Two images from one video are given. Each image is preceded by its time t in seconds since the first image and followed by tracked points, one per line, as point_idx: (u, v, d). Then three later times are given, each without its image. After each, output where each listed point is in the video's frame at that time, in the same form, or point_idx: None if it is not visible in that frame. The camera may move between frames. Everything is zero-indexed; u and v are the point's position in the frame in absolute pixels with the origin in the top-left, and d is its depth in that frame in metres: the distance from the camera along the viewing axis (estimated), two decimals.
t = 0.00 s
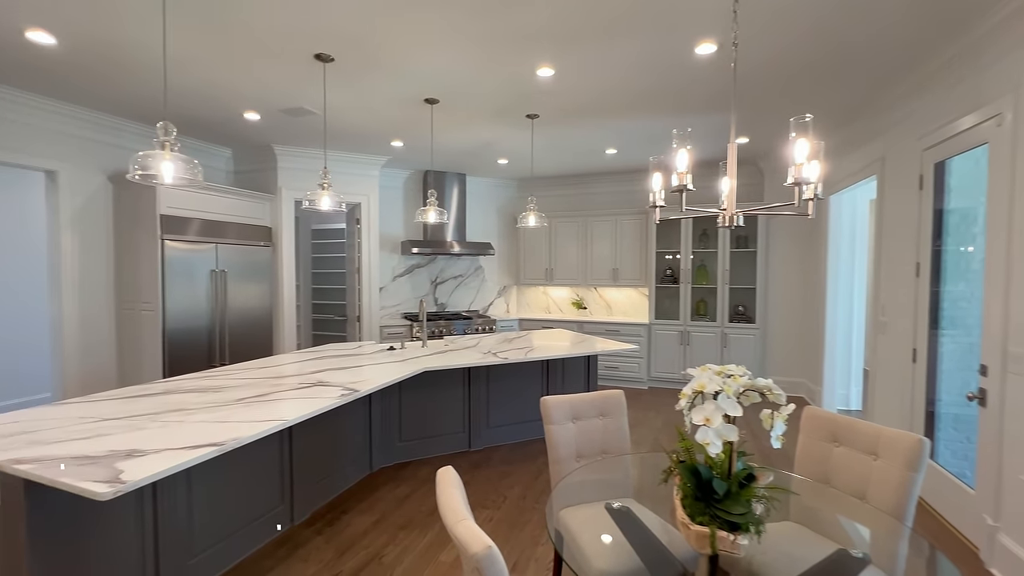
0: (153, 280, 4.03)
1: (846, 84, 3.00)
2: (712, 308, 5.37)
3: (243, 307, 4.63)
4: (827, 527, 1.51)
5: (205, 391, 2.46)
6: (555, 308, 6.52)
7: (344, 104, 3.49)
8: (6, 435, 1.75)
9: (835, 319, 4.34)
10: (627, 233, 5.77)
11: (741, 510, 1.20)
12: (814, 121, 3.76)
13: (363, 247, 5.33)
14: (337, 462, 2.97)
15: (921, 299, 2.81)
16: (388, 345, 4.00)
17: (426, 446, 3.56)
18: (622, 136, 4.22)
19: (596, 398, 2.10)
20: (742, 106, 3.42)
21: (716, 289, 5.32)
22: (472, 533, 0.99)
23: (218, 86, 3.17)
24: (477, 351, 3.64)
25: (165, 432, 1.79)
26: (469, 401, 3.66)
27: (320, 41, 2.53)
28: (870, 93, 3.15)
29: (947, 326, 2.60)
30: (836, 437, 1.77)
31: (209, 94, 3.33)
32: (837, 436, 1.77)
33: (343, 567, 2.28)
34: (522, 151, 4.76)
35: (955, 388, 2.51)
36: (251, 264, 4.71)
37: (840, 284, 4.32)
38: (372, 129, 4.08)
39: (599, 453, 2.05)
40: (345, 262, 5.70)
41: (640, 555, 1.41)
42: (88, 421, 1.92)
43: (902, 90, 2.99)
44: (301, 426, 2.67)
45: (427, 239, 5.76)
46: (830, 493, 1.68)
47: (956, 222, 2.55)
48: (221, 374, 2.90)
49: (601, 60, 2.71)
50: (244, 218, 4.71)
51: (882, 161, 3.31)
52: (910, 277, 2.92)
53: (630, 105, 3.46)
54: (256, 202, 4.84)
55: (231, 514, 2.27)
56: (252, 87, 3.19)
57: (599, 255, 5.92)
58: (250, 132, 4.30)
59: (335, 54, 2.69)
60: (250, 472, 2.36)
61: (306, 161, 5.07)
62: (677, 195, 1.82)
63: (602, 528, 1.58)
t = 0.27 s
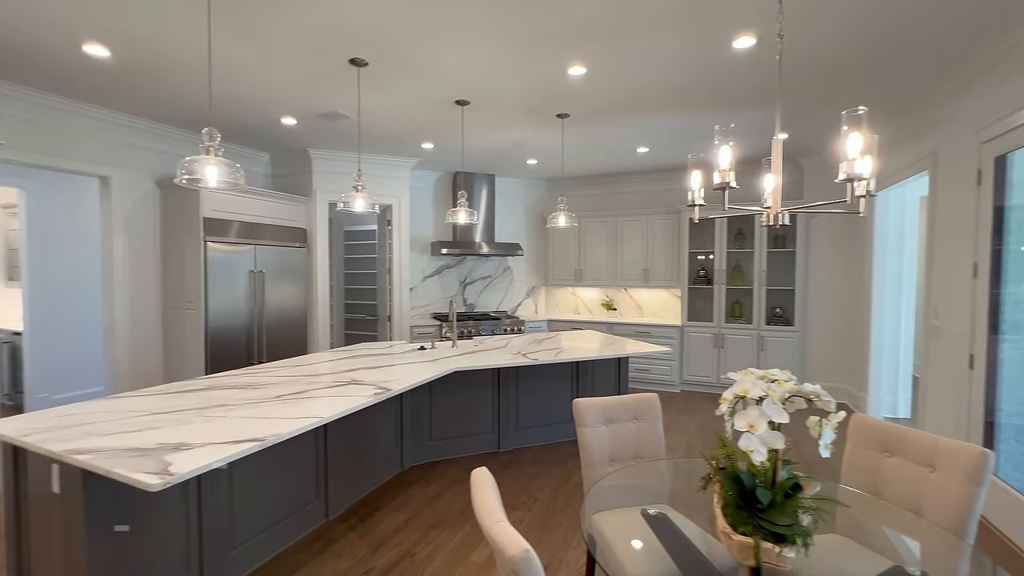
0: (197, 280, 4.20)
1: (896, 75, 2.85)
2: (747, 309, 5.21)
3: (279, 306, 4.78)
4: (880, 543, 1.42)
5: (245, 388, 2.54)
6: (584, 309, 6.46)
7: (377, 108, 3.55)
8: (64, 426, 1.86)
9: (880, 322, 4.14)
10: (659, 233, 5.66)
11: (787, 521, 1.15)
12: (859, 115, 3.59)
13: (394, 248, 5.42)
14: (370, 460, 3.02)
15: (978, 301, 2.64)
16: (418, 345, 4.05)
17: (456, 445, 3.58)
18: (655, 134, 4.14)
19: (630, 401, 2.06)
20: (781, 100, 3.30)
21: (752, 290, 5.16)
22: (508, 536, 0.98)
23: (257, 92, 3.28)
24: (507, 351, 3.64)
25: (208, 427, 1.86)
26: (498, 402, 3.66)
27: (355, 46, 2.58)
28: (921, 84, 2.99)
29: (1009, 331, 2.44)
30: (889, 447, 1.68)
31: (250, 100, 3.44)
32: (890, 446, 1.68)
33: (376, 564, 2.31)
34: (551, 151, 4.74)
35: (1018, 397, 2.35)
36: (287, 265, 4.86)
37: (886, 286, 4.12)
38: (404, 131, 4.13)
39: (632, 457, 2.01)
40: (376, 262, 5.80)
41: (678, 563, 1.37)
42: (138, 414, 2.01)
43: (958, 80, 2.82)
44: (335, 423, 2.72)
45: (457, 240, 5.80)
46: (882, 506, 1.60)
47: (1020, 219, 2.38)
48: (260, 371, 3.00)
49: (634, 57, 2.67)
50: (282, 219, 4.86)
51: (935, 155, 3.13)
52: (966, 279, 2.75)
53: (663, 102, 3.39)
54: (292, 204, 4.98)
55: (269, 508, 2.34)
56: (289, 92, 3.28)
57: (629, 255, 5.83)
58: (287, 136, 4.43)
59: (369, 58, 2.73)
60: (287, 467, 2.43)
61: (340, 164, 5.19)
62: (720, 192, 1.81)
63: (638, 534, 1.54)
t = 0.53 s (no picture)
0: (239, 280, 4.36)
1: (953, 63, 2.68)
2: (786, 311, 5.03)
3: (316, 306, 4.91)
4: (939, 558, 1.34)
5: (285, 384, 2.62)
6: (615, 310, 6.38)
7: (411, 111, 3.60)
8: (120, 418, 1.95)
9: (933, 325, 3.92)
10: (693, 233, 5.53)
11: (839, 533, 1.09)
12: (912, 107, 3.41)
13: (426, 248, 5.49)
14: (403, 457, 3.06)
15: None
16: (450, 345, 4.08)
17: (487, 445, 3.59)
18: (690, 131, 4.05)
19: (667, 404, 2.02)
20: (825, 93, 3.16)
21: (793, 292, 4.98)
22: (548, 538, 0.97)
23: (296, 98, 3.38)
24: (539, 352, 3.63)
25: (252, 422, 1.92)
26: (530, 402, 3.65)
27: (391, 50, 2.62)
28: (982, 72, 2.80)
29: None
30: (949, 458, 1.59)
31: (289, 106, 3.55)
32: (950, 457, 1.58)
33: (410, 560, 2.34)
34: (583, 150, 4.70)
35: None
36: (323, 266, 4.99)
37: (939, 287, 3.90)
38: (436, 133, 4.18)
39: (670, 462, 1.97)
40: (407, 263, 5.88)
41: (719, 569, 1.32)
42: (187, 408, 2.10)
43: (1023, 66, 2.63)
44: (371, 421, 2.77)
45: (487, 240, 5.82)
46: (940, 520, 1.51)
47: None
48: (299, 369, 3.09)
49: (670, 53, 2.61)
50: (318, 221, 5.00)
51: (997, 147, 2.94)
52: None
53: (700, 99, 3.30)
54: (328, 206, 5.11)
55: (308, 501, 2.41)
56: (326, 97, 3.37)
57: (662, 255, 5.72)
58: (324, 140, 4.55)
59: (404, 62, 2.77)
60: (324, 463, 2.49)
61: (374, 166, 5.30)
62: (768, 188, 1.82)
63: (676, 539, 1.51)
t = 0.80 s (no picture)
0: (280, 280, 4.52)
1: (1019, 48, 2.51)
2: (831, 313, 4.83)
3: (352, 305, 5.04)
4: None
5: (325, 381, 2.71)
6: (648, 311, 6.28)
7: (445, 112, 3.65)
8: (175, 411, 2.06)
9: (994, 328, 3.69)
10: (730, 232, 5.38)
11: (896, 547, 1.04)
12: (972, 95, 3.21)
13: (458, 249, 5.54)
14: (437, 455, 3.11)
15: None
16: (482, 344, 4.11)
17: (519, 445, 3.60)
18: (729, 128, 3.94)
19: (706, 407, 1.97)
20: (875, 84, 3.02)
21: (837, 293, 4.78)
22: (589, 541, 0.97)
23: (335, 102, 3.48)
24: (572, 353, 3.60)
25: (295, 417, 1.98)
26: (562, 403, 3.63)
27: (426, 54, 2.67)
28: None
29: None
30: (1015, 471, 1.49)
31: (329, 111, 3.66)
32: (1017, 470, 1.49)
33: (445, 556, 2.37)
34: (616, 149, 4.65)
35: None
36: (359, 266, 5.12)
37: (1000, 288, 3.66)
38: (469, 134, 4.22)
39: (710, 467, 1.92)
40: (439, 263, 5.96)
41: None
42: (234, 402, 2.20)
43: None
44: (406, 418, 2.82)
45: (518, 241, 5.82)
46: (1007, 536, 1.42)
47: None
48: (337, 367, 3.17)
49: (709, 47, 2.55)
50: (355, 223, 5.13)
51: None
52: None
53: (739, 93, 3.21)
54: (364, 208, 5.23)
55: (346, 496, 2.47)
56: (363, 102, 3.46)
57: (698, 255, 5.59)
58: (360, 143, 4.66)
59: (439, 64, 2.81)
60: (362, 458, 2.55)
61: (408, 169, 5.40)
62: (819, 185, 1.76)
63: (717, 546, 1.47)
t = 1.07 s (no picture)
0: (319, 280, 4.67)
1: None
2: (880, 316, 4.63)
3: (387, 304, 5.15)
4: None
5: (363, 378, 2.78)
6: (684, 312, 6.16)
7: (479, 114, 3.69)
8: (225, 404, 2.17)
9: None
10: (770, 231, 5.21)
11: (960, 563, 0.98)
12: None
13: (490, 249, 5.58)
14: (470, 453, 3.14)
15: None
16: (515, 344, 4.12)
17: (552, 446, 3.60)
18: (769, 123, 3.82)
19: (748, 412, 1.92)
20: (931, 73, 2.86)
21: (887, 294, 4.55)
22: (631, 543, 0.96)
23: (372, 106, 3.57)
24: (606, 354, 3.57)
25: (337, 412, 2.05)
26: (595, 405, 3.61)
27: (462, 56, 2.70)
28: None
29: None
30: None
31: (367, 115, 3.76)
32: None
33: (480, 554, 2.40)
34: (651, 147, 4.58)
35: None
36: (394, 266, 5.23)
37: None
38: (502, 135, 4.25)
39: (751, 473, 1.87)
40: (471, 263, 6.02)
41: None
42: (279, 397, 2.29)
43: None
44: (441, 416, 2.87)
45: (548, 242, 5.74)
46: None
47: None
48: (374, 364, 3.26)
49: (750, 40, 2.48)
50: (391, 224, 5.24)
51: None
52: None
53: (781, 87, 3.11)
54: (399, 209, 5.35)
55: (383, 491, 2.54)
56: (399, 105, 3.53)
57: (736, 254, 5.43)
58: (396, 146, 4.76)
59: (474, 66, 2.84)
60: (398, 454, 2.61)
61: (442, 170, 5.48)
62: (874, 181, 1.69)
63: (761, 553, 1.43)
